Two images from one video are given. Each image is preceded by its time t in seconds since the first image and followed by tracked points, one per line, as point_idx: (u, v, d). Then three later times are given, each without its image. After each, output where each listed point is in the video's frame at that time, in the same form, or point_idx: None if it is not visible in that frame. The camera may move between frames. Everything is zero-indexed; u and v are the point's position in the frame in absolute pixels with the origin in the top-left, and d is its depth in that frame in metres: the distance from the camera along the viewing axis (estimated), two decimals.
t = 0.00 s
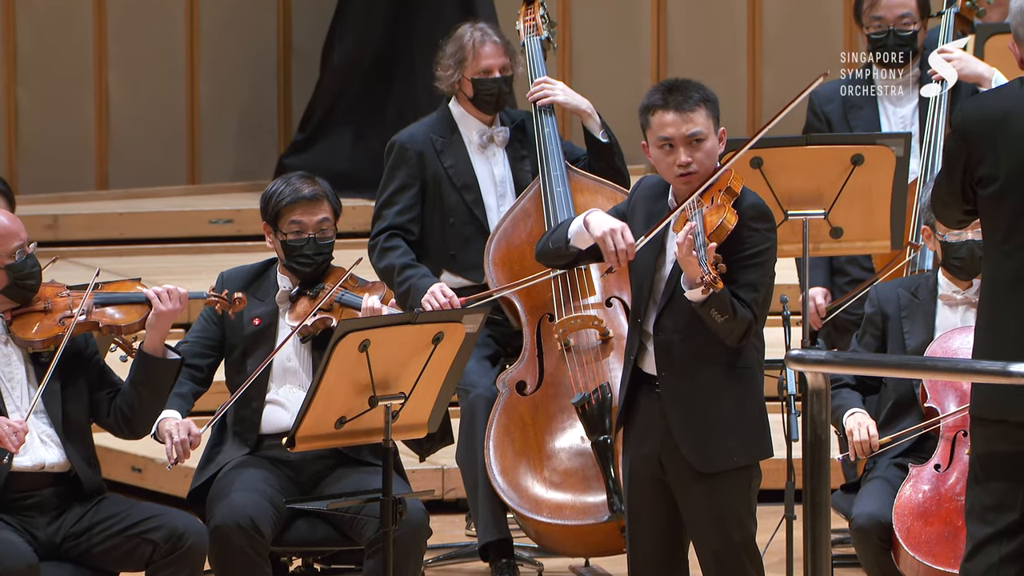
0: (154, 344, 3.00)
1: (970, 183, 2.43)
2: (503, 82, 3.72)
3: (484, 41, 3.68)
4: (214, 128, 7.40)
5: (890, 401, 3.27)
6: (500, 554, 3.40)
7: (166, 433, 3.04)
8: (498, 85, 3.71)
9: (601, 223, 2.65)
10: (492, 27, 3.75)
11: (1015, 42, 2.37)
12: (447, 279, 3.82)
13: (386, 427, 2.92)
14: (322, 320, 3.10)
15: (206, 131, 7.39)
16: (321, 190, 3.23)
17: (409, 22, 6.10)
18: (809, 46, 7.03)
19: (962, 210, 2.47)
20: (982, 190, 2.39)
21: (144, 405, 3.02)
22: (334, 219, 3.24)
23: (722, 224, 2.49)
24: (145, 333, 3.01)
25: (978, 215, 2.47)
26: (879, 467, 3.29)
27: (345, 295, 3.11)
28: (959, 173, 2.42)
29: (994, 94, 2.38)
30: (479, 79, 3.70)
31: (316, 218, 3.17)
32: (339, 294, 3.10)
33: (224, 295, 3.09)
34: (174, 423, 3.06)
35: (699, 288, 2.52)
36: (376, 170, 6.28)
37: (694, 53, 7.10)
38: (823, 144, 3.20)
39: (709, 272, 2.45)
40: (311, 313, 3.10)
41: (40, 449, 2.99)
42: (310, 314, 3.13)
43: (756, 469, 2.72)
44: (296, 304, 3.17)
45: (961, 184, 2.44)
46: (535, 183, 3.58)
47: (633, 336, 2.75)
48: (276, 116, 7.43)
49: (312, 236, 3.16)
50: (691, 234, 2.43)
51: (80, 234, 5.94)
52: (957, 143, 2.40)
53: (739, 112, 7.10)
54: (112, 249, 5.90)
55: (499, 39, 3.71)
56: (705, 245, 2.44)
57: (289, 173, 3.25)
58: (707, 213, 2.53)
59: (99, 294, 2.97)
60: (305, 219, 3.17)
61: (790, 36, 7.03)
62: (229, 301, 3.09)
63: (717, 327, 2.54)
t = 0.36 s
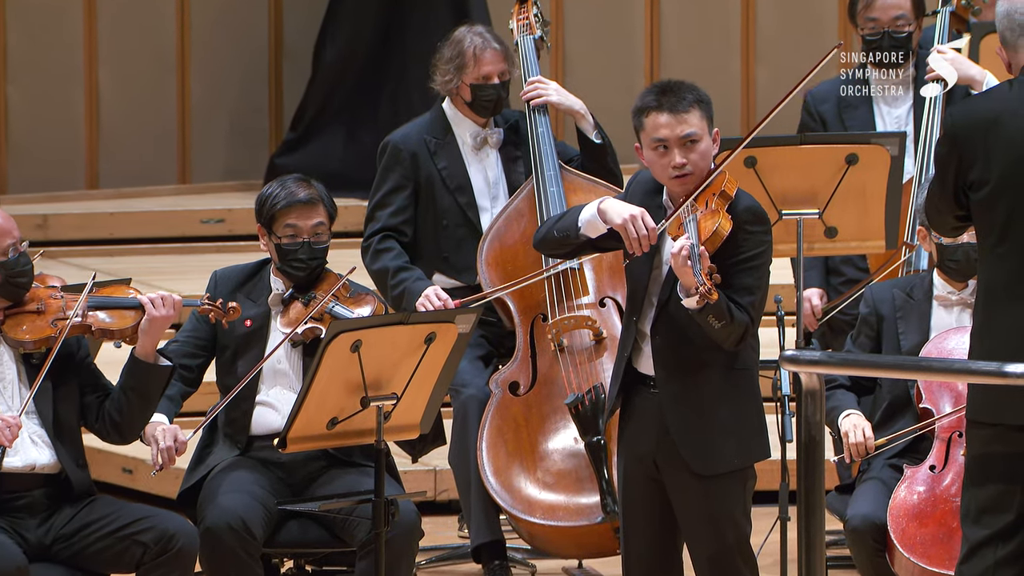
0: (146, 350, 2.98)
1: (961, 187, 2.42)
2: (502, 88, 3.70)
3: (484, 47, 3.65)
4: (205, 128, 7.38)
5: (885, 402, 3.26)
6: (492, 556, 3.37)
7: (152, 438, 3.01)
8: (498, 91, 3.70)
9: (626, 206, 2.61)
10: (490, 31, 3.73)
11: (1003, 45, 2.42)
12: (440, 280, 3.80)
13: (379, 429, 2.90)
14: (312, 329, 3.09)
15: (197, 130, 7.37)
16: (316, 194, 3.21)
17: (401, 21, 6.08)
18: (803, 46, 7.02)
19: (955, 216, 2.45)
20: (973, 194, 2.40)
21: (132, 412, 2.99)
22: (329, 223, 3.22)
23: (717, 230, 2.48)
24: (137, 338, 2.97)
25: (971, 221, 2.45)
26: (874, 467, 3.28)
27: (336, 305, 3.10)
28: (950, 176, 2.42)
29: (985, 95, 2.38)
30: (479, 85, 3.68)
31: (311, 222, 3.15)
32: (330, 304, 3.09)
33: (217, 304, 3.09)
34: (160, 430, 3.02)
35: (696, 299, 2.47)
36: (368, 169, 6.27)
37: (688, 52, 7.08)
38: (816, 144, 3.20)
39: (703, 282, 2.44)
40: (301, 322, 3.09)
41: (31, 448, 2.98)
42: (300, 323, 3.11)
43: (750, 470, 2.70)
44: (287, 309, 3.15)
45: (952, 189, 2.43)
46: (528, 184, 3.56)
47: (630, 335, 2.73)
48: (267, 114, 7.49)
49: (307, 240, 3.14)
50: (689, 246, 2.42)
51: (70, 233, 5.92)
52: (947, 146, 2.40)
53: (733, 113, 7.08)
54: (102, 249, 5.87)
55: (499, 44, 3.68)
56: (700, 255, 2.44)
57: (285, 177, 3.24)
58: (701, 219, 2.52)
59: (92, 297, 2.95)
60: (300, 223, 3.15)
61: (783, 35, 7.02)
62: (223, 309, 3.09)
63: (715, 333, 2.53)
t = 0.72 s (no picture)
0: (143, 333, 2.96)
1: (955, 181, 2.42)
2: (495, 85, 3.68)
3: (477, 42, 3.64)
4: (196, 124, 7.30)
5: (881, 403, 3.24)
6: (485, 558, 3.35)
7: (156, 437, 2.97)
8: (490, 88, 3.67)
9: (619, 206, 2.59)
10: (483, 28, 3.71)
11: (1008, 32, 2.42)
12: (433, 280, 3.78)
13: (371, 429, 2.88)
14: (310, 324, 3.07)
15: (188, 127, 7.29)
16: (309, 188, 3.22)
17: (394, 19, 6.05)
18: (798, 45, 7.00)
19: (950, 208, 2.45)
20: (968, 188, 2.40)
21: (132, 399, 2.98)
22: (323, 218, 3.23)
23: (710, 227, 2.48)
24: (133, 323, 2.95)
25: (966, 213, 2.45)
26: (869, 469, 3.27)
27: (335, 300, 3.09)
28: (945, 172, 2.42)
29: (979, 91, 2.37)
30: (471, 82, 3.66)
31: (305, 217, 3.16)
32: (329, 300, 3.08)
33: (208, 282, 3.08)
34: (166, 428, 2.99)
35: (687, 296, 2.47)
36: (361, 168, 6.24)
37: (682, 51, 7.06)
38: (812, 143, 3.18)
39: (695, 278, 2.43)
40: (300, 317, 3.07)
41: (26, 444, 2.96)
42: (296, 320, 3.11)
43: (745, 471, 2.68)
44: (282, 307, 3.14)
45: (947, 185, 2.43)
46: (521, 183, 3.54)
47: (624, 336, 2.71)
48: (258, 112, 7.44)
49: (302, 234, 3.15)
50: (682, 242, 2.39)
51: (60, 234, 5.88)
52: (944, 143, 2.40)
53: (727, 112, 7.07)
54: (93, 249, 5.84)
55: (491, 40, 3.67)
56: (693, 250, 2.44)
57: (276, 173, 3.24)
58: (696, 215, 2.52)
59: (83, 286, 2.94)
60: (294, 217, 3.15)
61: (779, 34, 7.00)
62: (212, 289, 3.09)
63: (710, 330, 2.51)
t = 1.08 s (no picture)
0: (137, 333, 2.95)
1: (949, 180, 2.41)
2: (488, 81, 3.67)
3: (468, 39, 3.63)
4: (187, 124, 7.26)
5: (875, 404, 3.24)
6: (478, 560, 3.32)
7: (180, 428, 2.90)
8: (483, 85, 3.66)
9: (592, 216, 2.59)
10: (475, 25, 3.70)
11: (1003, 30, 2.41)
12: (425, 280, 3.77)
13: (363, 430, 2.86)
14: (309, 320, 3.06)
15: (179, 126, 7.25)
16: (301, 185, 3.21)
17: (385, 17, 6.03)
18: (792, 44, 6.97)
19: (942, 207, 2.45)
20: (961, 187, 2.39)
21: (124, 398, 2.97)
22: (315, 214, 3.22)
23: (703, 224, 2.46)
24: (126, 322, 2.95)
25: (958, 212, 2.45)
26: (863, 470, 3.26)
27: (333, 295, 3.08)
28: (938, 171, 2.41)
29: (973, 89, 2.36)
30: (464, 78, 3.65)
31: (298, 213, 3.14)
32: (326, 295, 3.07)
33: (196, 279, 3.06)
34: (188, 419, 2.92)
35: (678, 292, 2.46)
36: (353, 167, 6.22)
37: (676, 50, 7.05)
38: (806, 142, 3.17)
39: (687, 273, 2.42)
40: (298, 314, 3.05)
41: (18, 443, 2.95)
42: (294, 317, 3.08)
43: (738, 472, 2.66)
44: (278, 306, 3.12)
45: (940, 185, 2.42)
46: (514, 183, 3.53)
47: (616, 336, 2.70)
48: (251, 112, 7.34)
49: (295, 230, 3.13)
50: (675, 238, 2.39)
51: (50, 233, 5.85)
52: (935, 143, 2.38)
53: (721, 110, 7.05)
54: (83, 249, 5.81)
55: (483, 36, 3.66)
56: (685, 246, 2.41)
57: (267, 171, 3.24)
58: (689, 211, 2.50)
59: (72, 285, 2.93)
60: (287, 214, 3.15)
61: (773, 33, 6.97)
62: (201, 287, 3.07)
63: (702, 327, 2.49)
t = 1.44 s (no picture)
0: (127, 339, 2.97)
1: (945, 181, 2.39)
2: (480, 82, 3.65)
3: (461, 39, 3.61)
4: (178, 124, 7.21)
5: (871, 407, 3.23)
6: (470, 562, 3.29)
7: (204, 420, 2.92)
8: (476, 85, 3.64)
9: (551, 244, 2.66)
10: (468, 24, 3.68)
11: (999, 30, 2.39)
12: (418, 281, 3.74)
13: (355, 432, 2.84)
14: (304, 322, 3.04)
15: (171, 126, 7.20)
16: (294, 186, 3.18)
17: (379, 17, 6.02)
18: (787, 43, 6.96)
19: (937, 208, 2.42)
20: (957, 188, 2.37)
21: (114, 404, 2.98)
22: (308, 215, 3.20)
23: (694, 224, 2.44)
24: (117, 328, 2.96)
25: (953, 213, 2.43)
26: (858, 472, 3.24)
27: (328, 296, 3.06)
28: (935, 171, 2.39)
29: (971, 90, 2.34)
30: (457, 78, 3.63)
31: (291, 214, 3.13)
32: (322, 297, 3.05)
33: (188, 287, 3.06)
34: (211, 411, 2.93)
35: (669, 292, 2.43)
36: (345, 167, 6.19)
37: (669, 50, 7.04)
38: (800, 143, 3.16)
39: (677, 274, 2.39)
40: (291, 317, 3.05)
41: (7, 447, 2.93)
42: (289, 318, 3.07)
43: (732, 475, 2.65)
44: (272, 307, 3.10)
45: (935, 186, 2.40)
46: (507, 183, 3.51)
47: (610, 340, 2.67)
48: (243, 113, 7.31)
49: (289, 231, 3.11)
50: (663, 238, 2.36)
51: (40, 234, 5.82)
52: (931, 143, 2.37)
53: (715, 111, 7.03)
54: (74, 250, 5.79)
55: (476, 37, 3.64)
56: (675, 245, 2.39)
57: (260, 172, 3.22)
58: (680, 211, 2.47)
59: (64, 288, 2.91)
60: (281, 215, 3.12)
61: (767, 32, 6.96)
62: (194, 295, 3.06)
63: (694, 328, 2.47)
